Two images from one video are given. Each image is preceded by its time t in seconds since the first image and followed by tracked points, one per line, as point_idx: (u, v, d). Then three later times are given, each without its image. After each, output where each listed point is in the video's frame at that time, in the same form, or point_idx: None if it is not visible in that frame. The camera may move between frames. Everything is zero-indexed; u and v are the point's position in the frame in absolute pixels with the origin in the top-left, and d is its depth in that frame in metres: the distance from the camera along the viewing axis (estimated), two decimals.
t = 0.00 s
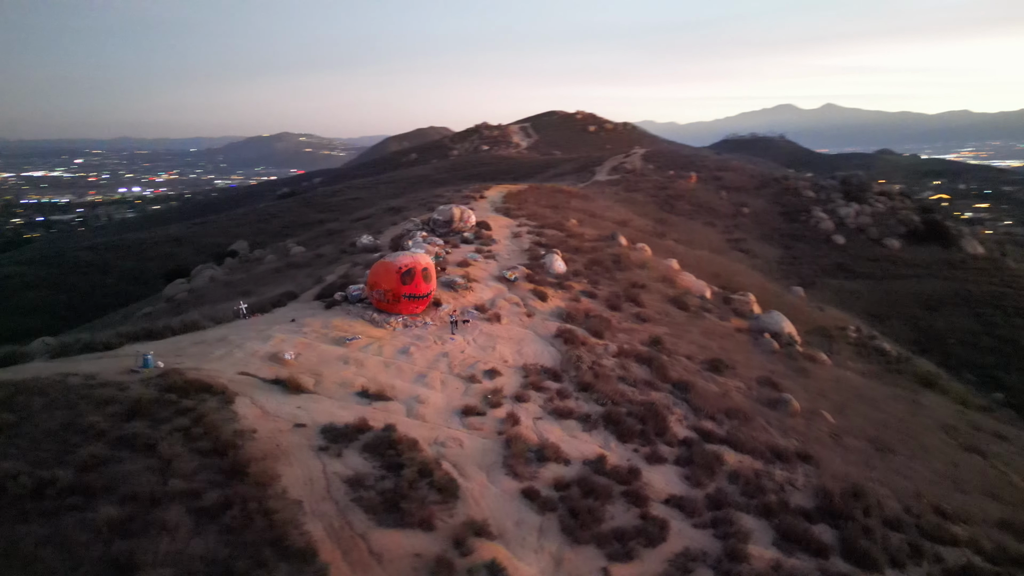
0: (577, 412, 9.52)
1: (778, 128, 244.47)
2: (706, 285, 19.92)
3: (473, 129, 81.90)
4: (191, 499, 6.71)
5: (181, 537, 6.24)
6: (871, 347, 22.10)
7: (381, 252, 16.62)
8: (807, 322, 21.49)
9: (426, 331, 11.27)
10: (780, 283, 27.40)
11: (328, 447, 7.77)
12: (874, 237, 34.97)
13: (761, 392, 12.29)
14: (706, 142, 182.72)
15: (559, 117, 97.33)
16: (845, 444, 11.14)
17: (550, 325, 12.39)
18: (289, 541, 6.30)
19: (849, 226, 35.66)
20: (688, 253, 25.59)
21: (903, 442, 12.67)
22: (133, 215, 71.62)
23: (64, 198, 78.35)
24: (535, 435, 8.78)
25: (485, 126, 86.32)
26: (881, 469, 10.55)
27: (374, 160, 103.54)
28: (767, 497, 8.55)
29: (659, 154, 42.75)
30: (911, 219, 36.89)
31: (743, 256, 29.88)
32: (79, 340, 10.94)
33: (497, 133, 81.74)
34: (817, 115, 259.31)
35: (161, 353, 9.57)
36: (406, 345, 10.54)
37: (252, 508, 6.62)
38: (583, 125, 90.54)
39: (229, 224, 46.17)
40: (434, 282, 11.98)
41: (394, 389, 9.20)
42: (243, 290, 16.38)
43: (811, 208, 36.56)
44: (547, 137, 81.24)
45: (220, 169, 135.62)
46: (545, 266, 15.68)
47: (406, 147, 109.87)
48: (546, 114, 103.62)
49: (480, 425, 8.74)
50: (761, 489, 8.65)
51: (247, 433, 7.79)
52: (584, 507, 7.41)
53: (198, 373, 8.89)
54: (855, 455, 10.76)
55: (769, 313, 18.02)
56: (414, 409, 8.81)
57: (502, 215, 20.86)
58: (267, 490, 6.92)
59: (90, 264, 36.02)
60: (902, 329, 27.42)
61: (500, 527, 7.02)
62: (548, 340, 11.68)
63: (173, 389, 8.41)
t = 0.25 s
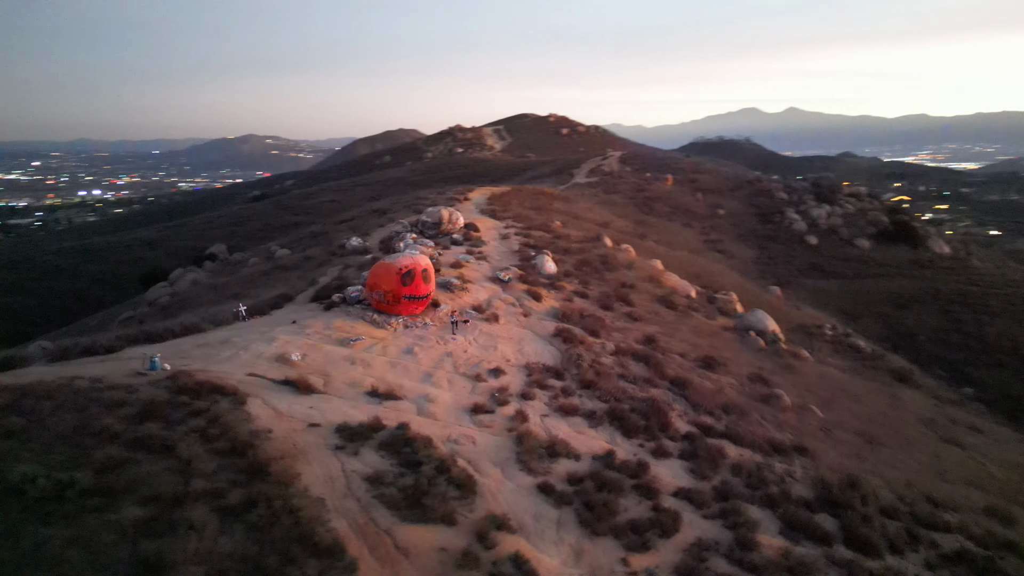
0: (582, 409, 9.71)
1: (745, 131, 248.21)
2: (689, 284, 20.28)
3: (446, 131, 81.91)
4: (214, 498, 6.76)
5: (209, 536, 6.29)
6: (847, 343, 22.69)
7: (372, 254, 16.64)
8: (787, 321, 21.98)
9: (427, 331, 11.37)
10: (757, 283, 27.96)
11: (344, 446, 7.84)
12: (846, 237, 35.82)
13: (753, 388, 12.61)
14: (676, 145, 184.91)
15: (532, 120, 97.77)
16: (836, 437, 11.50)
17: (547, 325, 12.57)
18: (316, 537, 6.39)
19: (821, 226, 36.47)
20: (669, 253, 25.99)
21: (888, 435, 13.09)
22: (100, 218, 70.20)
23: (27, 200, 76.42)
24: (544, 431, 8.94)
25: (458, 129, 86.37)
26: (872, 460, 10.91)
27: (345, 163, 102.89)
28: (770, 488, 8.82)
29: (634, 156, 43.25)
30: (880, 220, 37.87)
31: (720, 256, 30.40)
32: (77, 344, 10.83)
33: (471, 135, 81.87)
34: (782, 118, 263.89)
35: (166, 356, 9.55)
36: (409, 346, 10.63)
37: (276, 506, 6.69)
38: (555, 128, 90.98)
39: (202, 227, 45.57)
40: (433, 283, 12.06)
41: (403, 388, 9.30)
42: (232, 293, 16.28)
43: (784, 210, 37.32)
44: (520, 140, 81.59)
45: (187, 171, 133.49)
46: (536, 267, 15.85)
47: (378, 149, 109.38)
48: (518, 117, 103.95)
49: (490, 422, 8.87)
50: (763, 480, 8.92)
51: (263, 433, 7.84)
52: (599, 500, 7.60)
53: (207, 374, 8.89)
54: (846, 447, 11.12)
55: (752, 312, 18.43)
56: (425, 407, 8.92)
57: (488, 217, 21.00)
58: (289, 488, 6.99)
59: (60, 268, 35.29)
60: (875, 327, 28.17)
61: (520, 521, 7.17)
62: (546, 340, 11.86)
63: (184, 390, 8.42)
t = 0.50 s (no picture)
0: (587, 406, 9.90)
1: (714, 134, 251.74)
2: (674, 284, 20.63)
3: (421, 134, 81.85)
4: (238, 497, 6.82)
5: (237, 534, 6.35)
6: (826, 340, 23.25)
7: (363, 255, 16.65)
8: (767, 320, 22.43)
9: (429, 331, 11.47)
10: (736, 283, 28.48)
11: (360, 444, 7.93)
12: (819, 237, 36.60)
13: (744, 384, 12.93)
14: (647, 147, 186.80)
15: (506, 123, 98.08)
16: (826, 431, 11.86)
17: (544, 325, 12.75)
18: (343, 533, 6.48)
19: (795, 227, 37.23)
20: (651, 254, 26.36)
21: (873, 428, 13.51)
22: (67, 221, 68.75)
23: None
24: (552, 427, 9.11)
25: (432, 131, 86.31)
26: (862, 453, 11.28)
27: (318, 165, 102.13)
28: (771, 480, 9.10)
29: (611, 158, 43.71)
30: (851, 220, 38.76)
31: (699, 256, 30.89)
32: (76, 347, 10.73)
33: (445, 138, 81.94)
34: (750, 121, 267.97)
35: (171, 358, 9.53)
36: (413, 346, 10.72)
37: (301, 504, 6.77)
38: (528, 131, 91.39)
39: (176, 230, 44.97)
40: (433, 284, 12.16)
41: (411, 388, 9.40)
42: (222, 295, 16.19)
43: (759, 211, 38.00)
44: (495, 142, 81.85)
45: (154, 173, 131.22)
46: (528, 268, 16.02)
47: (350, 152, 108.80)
48: (491, 119, 104.15)
49: (499, 419, 9.02)
50: (765, 473, 9.20)
51: (279, 433, 7.89)
52: (613, 494, 7.79)
53: (216, 376, 8.91)
54: (837, 441, 11.47)
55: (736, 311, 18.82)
56: (435, 406, 9.04)
57: (475, 218, 21.13)
58: (311, 486, 7.07)
59: (31, 272, 34.55)
60: (849, 325, 28.88)
61: (539, 514, 7.33)
62: (545, 339, 12.04)
63: (195, 392, 8.43)
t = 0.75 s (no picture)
0: (591, 403, 10.09)
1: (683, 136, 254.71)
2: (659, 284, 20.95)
3: (395, 137, 81.71)
4: (261, 496, 6.90)
5: (265, 532, 6.44)
6: (805, 338, 23.81)
7: (354, 257, 16.67)
8: (749, 319, 22.87)
9: (430, 331, 11.57)
10: (715, 283, 28.99)
11: (376, 442, 8.03)
12: (793, 237, 37.34)
13: (737, 381, 13.24)
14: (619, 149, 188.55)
15: (480, 125, 98.26)
16: (818, 426, 12.21)
17: (541, 325, 12.94)
18: (370, 529, 6.60)
19: (770, 227, 37.97)
20: (633, 254, 26.71)
21: (860, 423, 13.93)
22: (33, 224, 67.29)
23: None
24: (560, 423, 9.29)
25: (406, 133, 86.12)
26: (852, 446, 11.66)
27: (291, 167, 101.31)
28: (770, 471, 9.40)
29: (590, 161, 44.12)
30: (824, 221, 39.61)
31: (680, 256, 31.33)
32: (77, 351, 10.66)
33: (420, 141, 81.89)
34: (718, 124, 271.78)
35: (177, 360, 9.52)
36: (416, 346, 10.83)
37: (324, 501, 6.86)
38: (503, 134, 91.69)
39: (150, 233, 44.34)
40: (432, 285, 12.26)
41: (419, 386, 9.52)
42: (213, 298, 16.10)
43: (735, 212, 38.64)
44: (470, 145, 81.98)
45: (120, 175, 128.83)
46: (519, 269, 16.18)
47: (323, 154, 108.14)
48: (465, 121, 104.19)
49: (507, 417, 9.17)
50: (765, 465, 9.49)
51: (295, 432, 7.97)
52: (624, 487, 8.01)
53: (226, 377, 8.94)
54: (828, 435, 11.84)
55: (721, 310, 19.19)
56: (444, 404, 9.17)
57: (462, 220, 21.26)
58: (334, 483, 7.17)
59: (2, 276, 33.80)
60: (825, 323, 29.56)
61: (556, 507, 7.51)
62: (544, 338, 12.22)
63: (207, 393, 8.46)
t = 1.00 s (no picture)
0: (594, 401, 10.29)
1: (655, 138, 257.12)
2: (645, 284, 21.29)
3: (370, 139, 81.37)
4: (284, 495, 6.98)
5: (291, 530, 6.53)
6: (785, 335, 24.33)
7: (346, 259, 16.67)
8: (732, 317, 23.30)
9: (432, 332, 11.69)
10: (696, 283, 29.46)
11: (392, 442, 8.14)
12: (769, 238, 38.02)
13: (728, 378, 13.56)
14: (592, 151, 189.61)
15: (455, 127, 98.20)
16: (808, 421, 12.57)
17: (539, 325, 13.12)
18: (394, 526, 6.73)
19: (747, 228, 38.63)
20: (617, 255, 27.04)
21: (846, 417, 14.36)
22: None
23: None
24: (566, 421, 9.48)
25: (381, 135, 85.79)
26: (842, 439, 12.03)
27: (263, 168, 100.18)
28: (770, 465, 9.70)
29: (568, 163, 44.44)
30: (798, 222, 40.41)
31: (661, 256, 31.74)
32: (77, 355, 10.59)
33: (395, 143, 81.64)
34: (689, 126, 274.74)
35: (184, 362, 9.53)
36: (420, 346, 10.94)
37: (347, 500, 6.97)
38: (478, 136, 91.81)
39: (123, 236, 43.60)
40: (431, 286, 12.37)
41: (428, 387, 9.63)
42: (204, 301, 16.00)
43: (712, 213, 39.22)
44: (446, 147, 82.03)
45: (86, 176, 126.18)
46: (512, 270, 16.33)
47: (296, 156, 107.19)
48: (439, 123, 104.07)
49: (516, 415, 9.34)
50: (764, 459, 9.78)
51: (311, 433, 8.05)
52: (634, 481, 8.22)
53: (236, 379, 8.97)
54: (819, 429, 12.20)
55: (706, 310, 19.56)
56: (453, 403, 9.30)
57: (449, 222, 21.37)
58: (354, 482, 7.28)
59: None
60: (802, 322, 30.16)
61: (571, 502, 7.69)
62: (543, 338, 12.40)
63: (219, 395, 8.50)
